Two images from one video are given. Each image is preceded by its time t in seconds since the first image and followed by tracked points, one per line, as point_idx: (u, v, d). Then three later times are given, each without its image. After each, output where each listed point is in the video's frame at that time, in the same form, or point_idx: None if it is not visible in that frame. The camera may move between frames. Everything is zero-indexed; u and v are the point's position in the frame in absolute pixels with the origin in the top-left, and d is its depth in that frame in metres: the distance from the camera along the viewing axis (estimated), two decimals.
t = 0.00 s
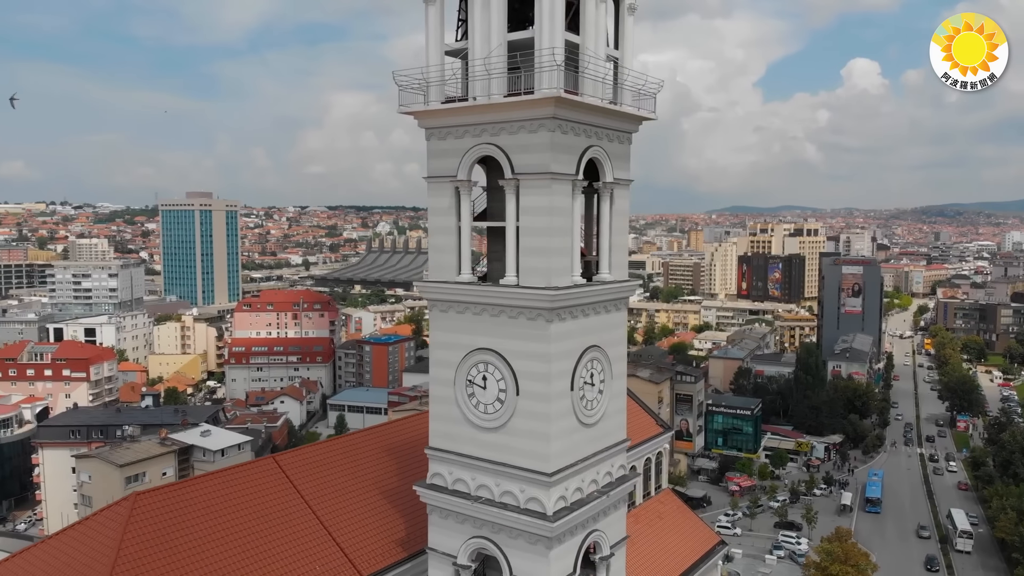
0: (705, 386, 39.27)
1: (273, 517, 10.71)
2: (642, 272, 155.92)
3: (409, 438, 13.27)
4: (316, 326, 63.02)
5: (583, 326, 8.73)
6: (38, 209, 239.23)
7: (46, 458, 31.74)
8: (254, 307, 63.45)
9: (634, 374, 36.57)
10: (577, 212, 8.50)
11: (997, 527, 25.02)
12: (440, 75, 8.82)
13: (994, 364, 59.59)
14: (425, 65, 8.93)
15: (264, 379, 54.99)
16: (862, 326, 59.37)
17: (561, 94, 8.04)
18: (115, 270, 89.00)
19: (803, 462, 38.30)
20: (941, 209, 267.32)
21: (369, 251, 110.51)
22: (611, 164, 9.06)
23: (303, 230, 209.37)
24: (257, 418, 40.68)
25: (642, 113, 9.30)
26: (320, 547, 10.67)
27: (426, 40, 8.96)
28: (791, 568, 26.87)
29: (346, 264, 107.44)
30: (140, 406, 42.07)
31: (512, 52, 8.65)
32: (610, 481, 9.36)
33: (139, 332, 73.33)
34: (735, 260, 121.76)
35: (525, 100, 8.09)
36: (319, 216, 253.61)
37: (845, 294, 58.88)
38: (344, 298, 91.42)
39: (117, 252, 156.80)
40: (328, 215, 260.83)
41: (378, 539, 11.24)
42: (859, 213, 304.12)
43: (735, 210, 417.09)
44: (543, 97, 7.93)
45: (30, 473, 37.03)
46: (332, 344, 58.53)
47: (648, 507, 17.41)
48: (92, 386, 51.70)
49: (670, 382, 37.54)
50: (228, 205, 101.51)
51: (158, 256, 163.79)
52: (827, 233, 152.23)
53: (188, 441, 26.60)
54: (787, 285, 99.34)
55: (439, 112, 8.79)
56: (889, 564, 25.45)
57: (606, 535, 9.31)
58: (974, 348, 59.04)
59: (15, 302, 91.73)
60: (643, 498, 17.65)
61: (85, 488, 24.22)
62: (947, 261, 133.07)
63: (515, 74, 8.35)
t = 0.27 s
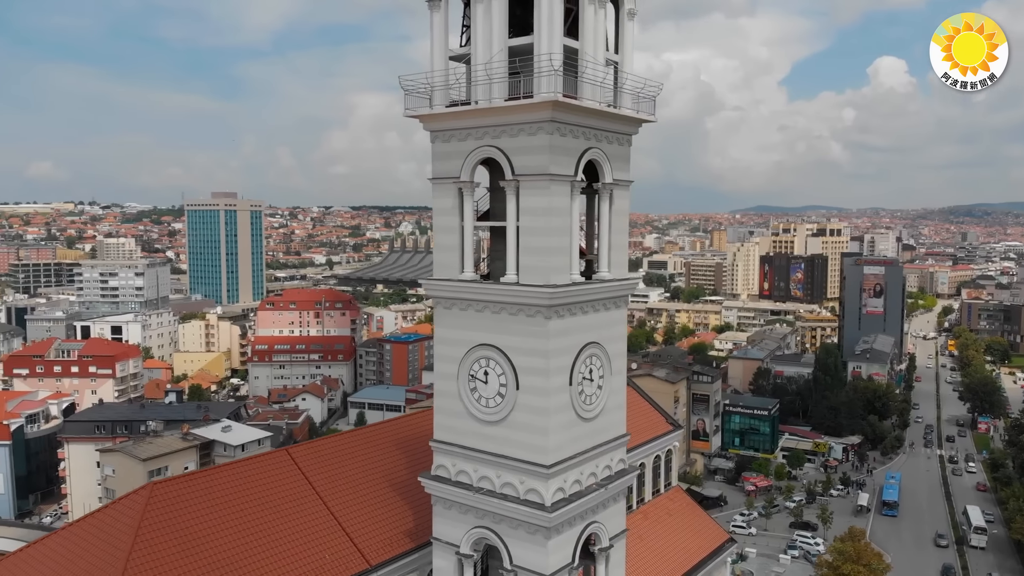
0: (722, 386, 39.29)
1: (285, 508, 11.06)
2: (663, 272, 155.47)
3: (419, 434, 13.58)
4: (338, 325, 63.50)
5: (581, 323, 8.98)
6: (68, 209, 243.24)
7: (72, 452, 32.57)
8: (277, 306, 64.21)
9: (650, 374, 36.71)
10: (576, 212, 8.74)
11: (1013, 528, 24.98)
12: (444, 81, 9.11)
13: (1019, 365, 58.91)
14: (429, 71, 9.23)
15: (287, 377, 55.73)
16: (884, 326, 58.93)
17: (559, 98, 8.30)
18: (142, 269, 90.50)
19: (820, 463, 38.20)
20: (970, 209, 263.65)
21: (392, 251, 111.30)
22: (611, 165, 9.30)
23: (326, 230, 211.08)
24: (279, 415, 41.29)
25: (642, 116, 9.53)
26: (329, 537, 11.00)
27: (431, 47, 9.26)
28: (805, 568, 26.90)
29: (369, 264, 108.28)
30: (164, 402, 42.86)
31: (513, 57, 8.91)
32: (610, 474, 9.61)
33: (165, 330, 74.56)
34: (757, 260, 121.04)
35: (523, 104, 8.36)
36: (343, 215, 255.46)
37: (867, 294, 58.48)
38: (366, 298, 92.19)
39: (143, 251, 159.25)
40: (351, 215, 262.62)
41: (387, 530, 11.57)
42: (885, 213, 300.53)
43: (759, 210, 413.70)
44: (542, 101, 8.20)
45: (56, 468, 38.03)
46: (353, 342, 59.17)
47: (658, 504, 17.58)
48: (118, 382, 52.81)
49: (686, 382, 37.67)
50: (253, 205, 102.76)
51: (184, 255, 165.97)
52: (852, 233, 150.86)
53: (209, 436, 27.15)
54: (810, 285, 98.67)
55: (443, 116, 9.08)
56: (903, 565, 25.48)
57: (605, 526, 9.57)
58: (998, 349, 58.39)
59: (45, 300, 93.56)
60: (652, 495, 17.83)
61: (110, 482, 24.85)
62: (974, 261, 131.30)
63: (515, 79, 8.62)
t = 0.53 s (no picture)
0: (736, 386, 39.29)
1: (293, 499, 11.37)
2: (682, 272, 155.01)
3: (425, 431, 13.85)
4: (355, 323, 64.21)
5: (580, 321, 9.20)
6: (92, 209, 246.36)
7: (93, 447, 33.39)
8: (296, 305, 64.80)
9: (664, 374, 36.82)
10: (574, 213, 8.96)
11: None
12: (446, 85, 9.37)
13: None
14: (433, 75, 9.49)
15: (305, 375, 56.30)
16: (903, 327, 58.52)
17: (557, 102, 8.53)
18: (163, 268, 91.72)
19: (835, 464, 38.07)
20: (994, 209, 260.28)
21: (410, 251, 111.85)
22: (609, 167, 9.51)
23: (346, 230, 212.34)
24: (297, 412, 41.75)
25: (641, 118, 9.73)
26: (336, 528, 11.28)
27: (434, 52, 9.52)
28: (817, 568, 26.94)
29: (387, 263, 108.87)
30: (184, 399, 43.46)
31: (512, 62, 9.16)
32: (609, 469, 9.82)
33: (186, 328, 75.53)
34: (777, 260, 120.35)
35: (522, 108, 8.60)
36: (362, 216, 256.84)
37: (885, 294, 58.09)
38: (384, 297, 92.77)
39: (166, 251, 161.18)
40: (371, 215, 264.00)
41: (393, 522, 11.85)
42: (908, 213, 297.24)
43: (780, 210, 410.51)
44: (540, 105, 8.44)
45: (78, 464, 38.87)
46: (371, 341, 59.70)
47: (665, 501, 17.79)
48: (139, 379, 53.74)
49: (700, 382, 37.75)
50: (273, 205, 103.71)
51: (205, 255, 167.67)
52: (873, 233, 149.60)
53: (227, 433, 27.55)
54: (829, 286, 98.02)
55: (446, 119, 9.35)
56: (916, 565, 25.57)
57: (604, 520, 9.78)
58: (1019, 351, 57.79)
59: (69, 299, 94.98)
60: (659, 493, 17.98)
61: (129, 476, 25.33)
62: (997, 262, 129.73)
63: (515, 82, 8.86)
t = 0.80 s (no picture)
0: (753, 386, 39.27)
1: (302, 490, 11.76)
2: (704, 273, 154.36)
3: (433, 427, 14.19)
4: (376, 322, 64.80)
5: (578, 318, 9.48)
6: (120, 209, 249.94)
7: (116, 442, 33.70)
8: (318, 303, 65.49)
9: (680, 374, 36.92)
10: (571, 213, 9.24)
11: None
12: (449, 89, 9.68)
13: None
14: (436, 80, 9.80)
15: (327, 373, 56.87)
16: (925, 328, 58.00)
17: (553, 105, 8.80)
18: (188, 268, 93.08)
19: (853, 465, 37.90)
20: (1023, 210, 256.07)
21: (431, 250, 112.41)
22: (607, 168, 9.76)
23: (369, 230, 213.65)
24: (317, 410, 42.32)
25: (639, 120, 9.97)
26: (344, 519, 11.66)
27: (437, 58, 9.83)
28: (831, 567, 26.98)
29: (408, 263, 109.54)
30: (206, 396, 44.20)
31: (512, 67, 9.44)
32: (607, 463, 10.09)
33: (210, 327, 76.65)
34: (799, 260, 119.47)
35: (520, 111, 8.88)
36: (385, 216, 258.28)
37: (907, 295, 57.60)
38: (406, 297, 93.44)
39: (191, 250, 163.35)
40: (394, 215, 265.43)
41: (401, 513, 12.21)
42: (935, 213, 293.29)
43: (806, 210, 406.76)
44: (536, 108, 8.71)
45: (102, 459, 39.52)
46: (391, 340, 60.27)
47: (674, 499, 18.09)
48: (163, 377, 54.83)
49: (716, 382, 37.78)
50: (296, 206, 104.79)
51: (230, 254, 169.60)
52: (898, 233, 147.95)
53: (247, 428, 28.03)
54: (852, 286, 97.20)
55: (448, 122, 9.66)
56: (929, 565, 25.71)
57: (602, 512, 10.05)
58: None
59: (96, 297, 96.65)
60: (667, 490, 18.17)
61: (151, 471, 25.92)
62: None
63: (514, 87, 9.15)
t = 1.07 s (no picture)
0: (767, 386, 39.29)
1: (310, 482, 12.08)
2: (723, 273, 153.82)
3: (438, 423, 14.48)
4: (393, 321, 65.27)
5: (575, 315, 9.71)
6: (144, 209, 252.75)
7: (137, 439, 34.30)
8: (336, 302, 66.04)
9: (693, 373, 37.03)
10: (567, 213, 9.48)
11: None
12: (451, 92, 9.93)
13: None
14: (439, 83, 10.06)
15: (344, 371, 57.41)
16: (943, 329, 57.58)
17: (549, 108, 9.03)
18: (209, 267, 94.18)
19: (867, 465, 37.75)
20: None
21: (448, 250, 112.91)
22: (604, 169, 9.98)
23: (389, 230, 214.68)
24: (333, 406, 42.84)
25: (636, 122, 10.18)
26: (351, 511, 11.96)
27: (439, 62, 10.08)
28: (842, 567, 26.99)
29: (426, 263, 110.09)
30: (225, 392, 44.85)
31: (511, 71, 9.66)
32: (604, 457, 10.30)
33: (230, 325, 77.60)
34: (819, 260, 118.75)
35: (517, 114, 9.13)
36: (405, 216, 259.33)
37: (925, 295, 57.16)
38: (424, 296, 93.85)
39: (212, 250, 165.17)
40: (413, 215, 266.38)
41: (408, 506, 12.50)
42: (958, 213, 289.98)
43: (828, 209, 403.11)
44: (532, 111, 8.94)
45: (122, 454, 40.17)
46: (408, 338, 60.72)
47: (679, 496, 18.35)
48: (183, 374, 55.63)
49: (730, 382, 37.82)
50: (316, 205, 105.65)
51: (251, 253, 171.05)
52: (920, 232, 146.59)
53: (263, 424, 28.54)
54: (871, 287, 96.55)
55: (449, 124, 9.93)
56: (941, 566, 25.67)
57: (599, 506, 10.28)
58: None
59: (119, 296, 97.96)
60: (673, 487, 18.34)
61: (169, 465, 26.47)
62: None
63: (512, 90, 9.38)
